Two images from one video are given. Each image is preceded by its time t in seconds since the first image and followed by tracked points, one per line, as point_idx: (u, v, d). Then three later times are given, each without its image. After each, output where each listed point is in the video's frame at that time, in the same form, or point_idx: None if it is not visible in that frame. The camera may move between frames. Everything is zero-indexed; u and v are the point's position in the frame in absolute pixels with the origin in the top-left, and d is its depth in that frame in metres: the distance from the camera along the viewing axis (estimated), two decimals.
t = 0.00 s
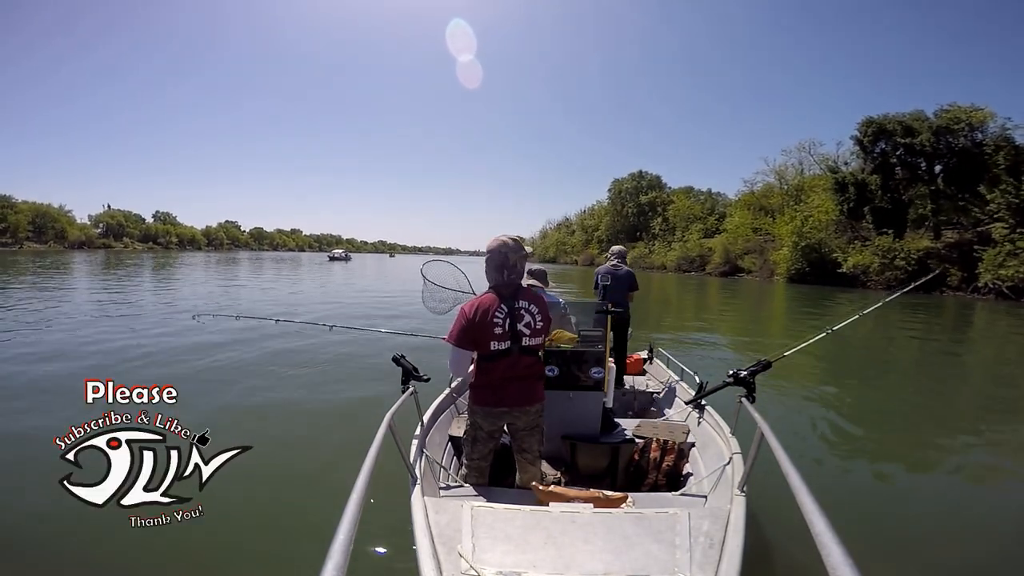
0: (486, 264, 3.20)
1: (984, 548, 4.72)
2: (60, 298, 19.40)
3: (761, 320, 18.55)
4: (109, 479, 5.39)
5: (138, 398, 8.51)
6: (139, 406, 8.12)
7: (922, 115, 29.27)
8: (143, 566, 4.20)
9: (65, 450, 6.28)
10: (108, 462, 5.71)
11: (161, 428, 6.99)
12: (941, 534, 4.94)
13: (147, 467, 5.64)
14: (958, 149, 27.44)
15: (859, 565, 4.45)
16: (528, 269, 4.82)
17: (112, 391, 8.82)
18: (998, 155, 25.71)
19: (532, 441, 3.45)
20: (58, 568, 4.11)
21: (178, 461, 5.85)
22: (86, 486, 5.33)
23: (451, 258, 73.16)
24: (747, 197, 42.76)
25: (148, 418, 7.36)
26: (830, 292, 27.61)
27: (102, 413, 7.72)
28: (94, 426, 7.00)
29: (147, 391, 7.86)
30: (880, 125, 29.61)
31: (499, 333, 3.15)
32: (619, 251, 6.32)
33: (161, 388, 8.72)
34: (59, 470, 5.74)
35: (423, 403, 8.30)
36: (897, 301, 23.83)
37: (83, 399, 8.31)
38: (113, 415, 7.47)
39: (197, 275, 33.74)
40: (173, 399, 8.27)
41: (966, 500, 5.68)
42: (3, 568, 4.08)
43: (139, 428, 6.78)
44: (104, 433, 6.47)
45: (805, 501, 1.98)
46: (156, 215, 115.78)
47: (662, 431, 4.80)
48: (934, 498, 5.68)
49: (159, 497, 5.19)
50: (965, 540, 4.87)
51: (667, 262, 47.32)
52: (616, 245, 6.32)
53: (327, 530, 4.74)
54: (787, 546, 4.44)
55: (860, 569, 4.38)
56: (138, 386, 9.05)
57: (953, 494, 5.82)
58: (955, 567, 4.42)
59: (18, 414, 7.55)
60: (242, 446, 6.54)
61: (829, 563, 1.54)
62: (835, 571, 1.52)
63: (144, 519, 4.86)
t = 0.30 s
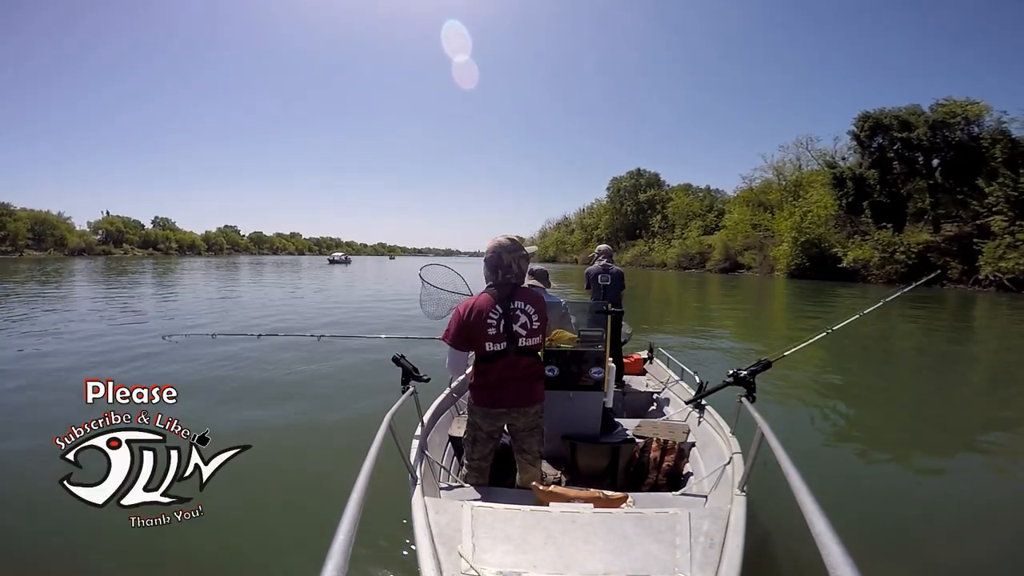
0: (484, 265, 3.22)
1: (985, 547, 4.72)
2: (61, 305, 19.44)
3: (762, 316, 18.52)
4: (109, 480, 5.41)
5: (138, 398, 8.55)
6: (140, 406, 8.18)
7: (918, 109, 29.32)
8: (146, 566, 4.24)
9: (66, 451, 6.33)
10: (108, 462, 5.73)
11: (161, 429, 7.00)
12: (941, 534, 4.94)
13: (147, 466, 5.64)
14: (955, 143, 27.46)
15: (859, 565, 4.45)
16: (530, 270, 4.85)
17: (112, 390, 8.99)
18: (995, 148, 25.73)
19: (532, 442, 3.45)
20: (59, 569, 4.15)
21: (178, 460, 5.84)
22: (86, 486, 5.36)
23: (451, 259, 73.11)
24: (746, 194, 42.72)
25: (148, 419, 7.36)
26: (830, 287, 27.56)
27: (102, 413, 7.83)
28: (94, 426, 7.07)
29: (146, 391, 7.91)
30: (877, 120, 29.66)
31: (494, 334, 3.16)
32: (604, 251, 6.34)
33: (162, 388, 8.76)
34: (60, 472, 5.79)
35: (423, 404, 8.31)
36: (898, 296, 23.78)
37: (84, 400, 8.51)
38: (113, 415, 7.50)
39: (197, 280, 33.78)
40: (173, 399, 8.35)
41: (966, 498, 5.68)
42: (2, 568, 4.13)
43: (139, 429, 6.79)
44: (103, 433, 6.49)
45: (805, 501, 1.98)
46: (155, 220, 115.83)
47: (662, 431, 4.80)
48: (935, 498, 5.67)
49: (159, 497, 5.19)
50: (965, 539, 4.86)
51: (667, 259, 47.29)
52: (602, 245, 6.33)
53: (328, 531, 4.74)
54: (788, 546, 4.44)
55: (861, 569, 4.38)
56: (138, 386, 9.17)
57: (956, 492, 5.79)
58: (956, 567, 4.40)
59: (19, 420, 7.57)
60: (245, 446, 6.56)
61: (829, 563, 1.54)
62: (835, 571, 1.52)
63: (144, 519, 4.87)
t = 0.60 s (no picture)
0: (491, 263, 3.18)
1: (984, 549, 4.72)
2: (61, 296, 19.40)
3: (762, 320, 18.51)
4: (109, 479, 5.38)
5: (138, 398, 8.49)
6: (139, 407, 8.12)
7: (925, 115, 29.25)
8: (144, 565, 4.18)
9: (65, 449, 6.27)
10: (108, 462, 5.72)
11: (161, 428, 6.98)
12: (940, 535, 4.93)
13: (147, 467, 5.64)
14: (961, 150, 27.40)
15: (858, 564, 4.45)
16: (535, 268, 4.84)
17: (112, 390, 8.80)
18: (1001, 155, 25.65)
19: (532, 443, 3.45)
20: (58, 567, 4.09)
21: (179, 461, 5.85)
22: (86, 486, 5.32)
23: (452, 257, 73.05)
24: (749, 197, 42.61)
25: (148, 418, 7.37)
26: (831, 292, 27.52)
27: (102, 413, 7.62)
28: (94, 426, 6.97)
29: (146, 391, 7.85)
30: (883, 125, 29.59)
31: (500, 334, 3.14)
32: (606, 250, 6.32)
33: (162, 388, 8.69)
34: (59, 470, 5.72)
35: (423, 403, 8.32)
36: (898, 302, 23.76)
37: (82, 399, 8.28)
38: (113, 415, 7.46)
39: (198, 273, 33.79)
40: (173, 399, 8.25)
41: (966, 500, 5.67)
42: (2, 568, 4.05)
43: (140, 428, 6.78)
44: (104, 433, 6.47)
45: (805, 501, 1.97)
46: (157, 212, 115.91)
47: (662, 431, 4.79)
48: (935, 499, 5.66)
49: (159, 497, 5.19)
50: (964, 540, 4.85)
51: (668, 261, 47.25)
52: (604, 244, 6.30)
53: (327, 529, 4.75)
54: (787, 545, 4.45)
55: (860, 569, 4.37)
56: (138, 386, 9.00)
57: (956, 494, 5.79)
58: (955, 567, 4.40)
59: (17, 412, 7.54)
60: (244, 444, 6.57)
61: (829, 563, 1.53)
62: (835, 571, 1.51)
63: (144, 519, 4.84)
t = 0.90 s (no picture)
0: (494, 263, 3.16)
1: (984, 550, 4.71)
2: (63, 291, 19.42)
3: (765, 322, 18.49)
4: (109, 479, 5.39)
5: (138, 398, 8.47)
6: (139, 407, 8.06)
7: (930, 119, 29.16)
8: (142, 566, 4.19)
9: (65, 448, 6.27)
10: (107, 462, 5.72)
11: (161, 427, 6.97)
12: (941, 537, 4.92)
13: (147, 467, 5.66)
14: (966, 154, 27.30)
15: (858, 564, 4.44)
16: (540, 269, 4.86)
17: (112, 390, 8.71)
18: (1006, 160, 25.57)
19: (532, 442, 3.45)
20: (59, 567, 4.10)
21: (178, 461, 5.86)
22: (85, 486, 5.32)
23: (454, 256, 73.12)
24: (752, 200, 42.54)
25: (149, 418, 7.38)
26: (834, 296, 27.47)
27: (102, 413, 7.58)
28: (94, 426, 6.92)
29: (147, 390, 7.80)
30: (888, 128, 29.50)
31: (505, 334, 3.14)
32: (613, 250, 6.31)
33: (162, 388, 8.67)
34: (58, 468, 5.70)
35: (423, 402, 8.33)
36: (901, 307, 23.71)
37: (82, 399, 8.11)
38: (113, 414, 7.46)
39: (200, 269, 33.82)
40: (173, 399, 8.18)
41: (967, 503, 5.65)
42: (2, 568, 4.04)
43: (139, 428, 6.78)
44: (104, 432, 6.48)
45: (806, 501, 1.97)
46: (161, 208, 116.29)
47: (662, 432, 4.79)
48: (933, 500, 5.67)
49: (159, 497, 5.20)
50: (965, 542, 4.84)
51: (671, 263, 47.22)
52: (611, 244, 6.28)
53: (325, 527, 4.77)
54: (787, 544, 4.46)
55: (861, 569, 4.37)
56: (138, 386, 8.91)
57: (957, 497, 5.78)
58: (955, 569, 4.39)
59: (18, 407, 7.55)
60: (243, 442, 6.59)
61: (830, 563, 1.53)
62: (835, 571, 1.52)
63: (144, 519, 4.84)
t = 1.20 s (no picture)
0: (489, 263, 3.14)
1: (985, 549, 4.70)
2: (65, 297, 19.50)
3: (767, 321, 18.46)
4: (109, 479, 5.42)
5: (138, 398, 8.53)
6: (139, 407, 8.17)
7: (930, 115, 29.11)
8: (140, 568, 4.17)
9: (65, 449, 6.30)
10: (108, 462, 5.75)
11: (161, 428, 6.98)
12: (941, 535, 4.91)
13: (147, 467, 5.68)
14: (966, 150, 27.25)
15: (858, 564, 4.44)
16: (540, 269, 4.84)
17: (112, 390, 8.87)
18: (1006, 156, 25.49)
19: (531, 440, 3.45)
20: (60, 568, 4.12)
21: (179, 461, 5.87)
22: (85, 486, 5.35)
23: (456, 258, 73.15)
24: (752, 198, 42.51)
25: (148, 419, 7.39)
26: (836, 293, 27.44)
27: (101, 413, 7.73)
28: (94, 426, 7.03)
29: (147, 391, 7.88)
30: (888, 125, 29.44)
31: (507, 332, 3.14)
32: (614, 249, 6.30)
33: (161, 388, 8.75)
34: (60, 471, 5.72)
35: (423, 403, 8.35)
36: (903, 303, 23.65)
37: (82, 399, 8.30)
38: (113, 415, 7.50)
39: (202, 274, 33.95)
40: (173, 399, 8.25)
41: (969, 501, 5.63)
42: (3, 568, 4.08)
43: (139, 428, 6.80)
44: (103, 433, 6.50)
45: (806, 501, 1.97)
46: (163, 213, 116.73)
47: (662, 431, 4.80)
48: (934, 499, 5.65)
49: (159, 497, 5.21)
50: (965, 541, 4.83)
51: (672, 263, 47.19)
52: (614, 243, 6.26)
53: (324, 527, 4.79)
54: (787, 544, 4.46)
55: (861, 568, 4.37)
56: (138, 386, 9.08)
57: (958, 496, 5.76)
58: (956, 568, 4.38)
59: (20, 412, 7.58)
60: (243, 443, 6.60)
61: (829, 563, 1.54)
62: (835, 571, 1.52)
63: (144, 519, 4.86)
